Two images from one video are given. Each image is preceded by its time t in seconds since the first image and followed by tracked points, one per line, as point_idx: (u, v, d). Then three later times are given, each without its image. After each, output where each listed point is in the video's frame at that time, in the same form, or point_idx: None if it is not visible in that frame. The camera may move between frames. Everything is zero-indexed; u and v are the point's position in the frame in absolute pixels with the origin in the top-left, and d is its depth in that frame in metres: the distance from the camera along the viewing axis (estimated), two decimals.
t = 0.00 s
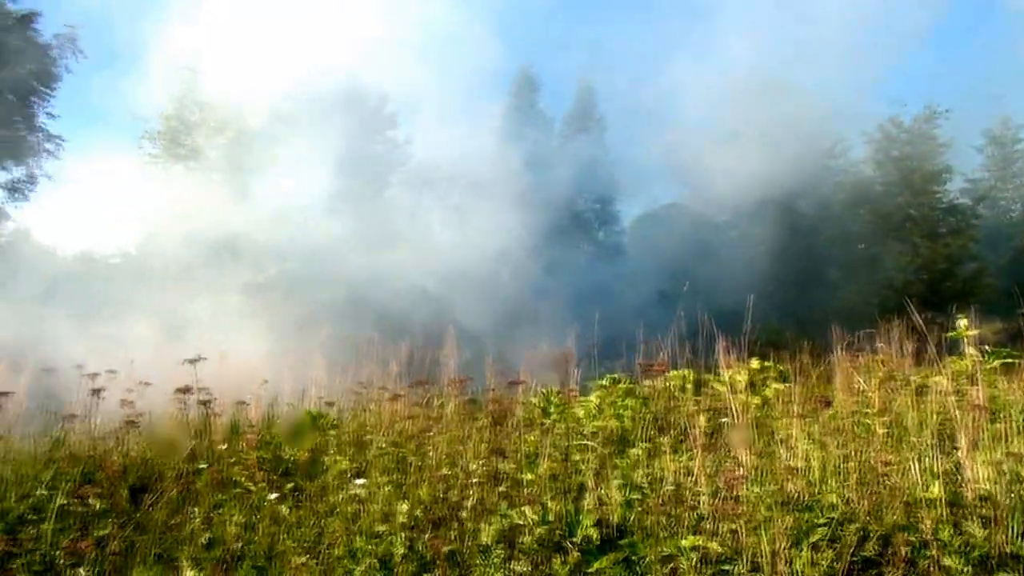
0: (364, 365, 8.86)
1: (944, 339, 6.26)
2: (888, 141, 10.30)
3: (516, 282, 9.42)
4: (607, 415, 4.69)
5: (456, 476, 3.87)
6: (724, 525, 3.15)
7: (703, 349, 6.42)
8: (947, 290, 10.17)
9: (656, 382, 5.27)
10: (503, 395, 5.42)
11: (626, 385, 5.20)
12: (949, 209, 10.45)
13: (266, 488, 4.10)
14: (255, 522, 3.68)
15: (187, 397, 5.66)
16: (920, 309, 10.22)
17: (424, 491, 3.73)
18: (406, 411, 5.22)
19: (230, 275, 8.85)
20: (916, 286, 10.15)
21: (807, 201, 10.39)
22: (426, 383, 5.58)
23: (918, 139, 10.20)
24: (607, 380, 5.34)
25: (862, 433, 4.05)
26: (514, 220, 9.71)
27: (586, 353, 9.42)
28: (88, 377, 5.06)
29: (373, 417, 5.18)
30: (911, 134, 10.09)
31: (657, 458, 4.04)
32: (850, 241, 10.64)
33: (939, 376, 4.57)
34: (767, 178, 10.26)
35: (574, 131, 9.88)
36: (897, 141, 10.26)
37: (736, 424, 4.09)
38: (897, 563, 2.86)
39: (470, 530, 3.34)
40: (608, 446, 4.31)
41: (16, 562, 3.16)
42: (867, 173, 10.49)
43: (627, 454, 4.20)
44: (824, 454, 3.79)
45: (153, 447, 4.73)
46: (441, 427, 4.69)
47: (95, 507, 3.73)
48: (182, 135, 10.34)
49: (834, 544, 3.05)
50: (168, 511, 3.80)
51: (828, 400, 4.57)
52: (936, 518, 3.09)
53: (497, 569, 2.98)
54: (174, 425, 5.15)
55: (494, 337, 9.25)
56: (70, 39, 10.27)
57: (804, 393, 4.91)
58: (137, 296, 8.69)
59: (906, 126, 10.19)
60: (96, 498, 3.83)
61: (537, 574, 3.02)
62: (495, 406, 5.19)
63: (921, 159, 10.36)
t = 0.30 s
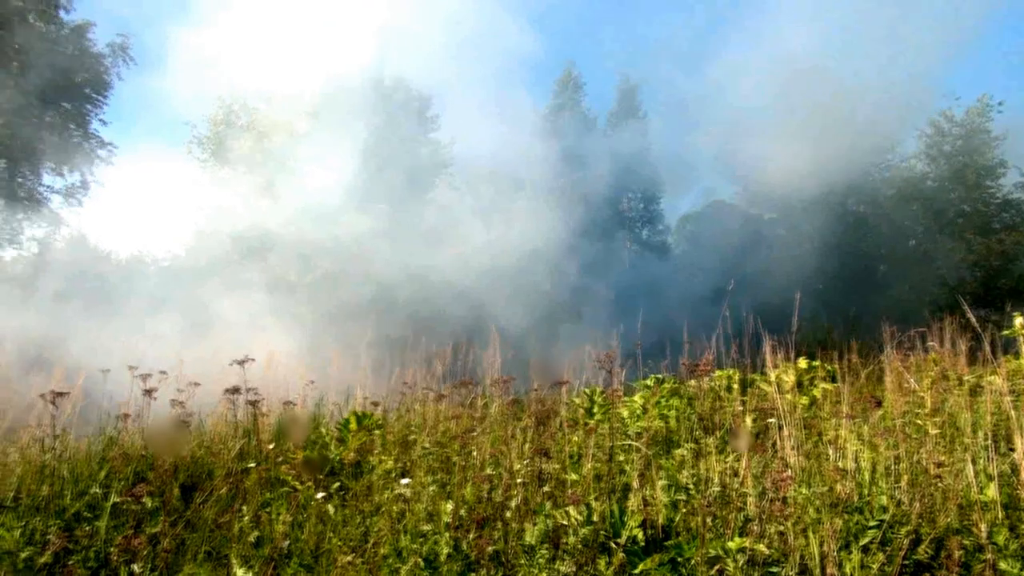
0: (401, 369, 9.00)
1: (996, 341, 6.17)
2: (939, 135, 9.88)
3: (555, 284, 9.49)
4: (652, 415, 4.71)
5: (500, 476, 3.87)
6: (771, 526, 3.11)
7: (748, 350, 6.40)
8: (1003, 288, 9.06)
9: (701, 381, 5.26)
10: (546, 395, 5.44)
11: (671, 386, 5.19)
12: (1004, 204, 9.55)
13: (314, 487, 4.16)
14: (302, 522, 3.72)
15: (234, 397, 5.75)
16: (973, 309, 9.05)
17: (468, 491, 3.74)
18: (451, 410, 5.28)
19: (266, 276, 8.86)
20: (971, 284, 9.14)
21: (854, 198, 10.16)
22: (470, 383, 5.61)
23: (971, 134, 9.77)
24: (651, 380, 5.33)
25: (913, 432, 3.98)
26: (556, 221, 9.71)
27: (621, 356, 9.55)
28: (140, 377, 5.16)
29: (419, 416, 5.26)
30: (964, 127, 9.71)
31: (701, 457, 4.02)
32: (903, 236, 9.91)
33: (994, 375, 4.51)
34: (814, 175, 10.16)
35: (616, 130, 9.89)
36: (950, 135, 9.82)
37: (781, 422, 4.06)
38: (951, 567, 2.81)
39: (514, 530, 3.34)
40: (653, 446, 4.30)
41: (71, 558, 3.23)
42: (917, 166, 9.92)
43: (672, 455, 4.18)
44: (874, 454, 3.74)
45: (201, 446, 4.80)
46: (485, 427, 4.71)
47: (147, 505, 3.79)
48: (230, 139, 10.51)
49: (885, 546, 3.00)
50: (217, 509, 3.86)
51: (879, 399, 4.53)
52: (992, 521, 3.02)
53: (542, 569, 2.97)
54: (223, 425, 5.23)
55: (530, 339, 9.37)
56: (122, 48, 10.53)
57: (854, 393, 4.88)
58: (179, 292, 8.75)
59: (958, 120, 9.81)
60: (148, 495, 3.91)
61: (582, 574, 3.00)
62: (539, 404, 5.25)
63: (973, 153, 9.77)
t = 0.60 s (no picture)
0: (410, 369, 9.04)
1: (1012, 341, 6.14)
2: (954, 133, 9.75)
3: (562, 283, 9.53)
4: (663, 415, 4.71)
5: (510, 476, 3.87)
6: (782, 527, 3.09)
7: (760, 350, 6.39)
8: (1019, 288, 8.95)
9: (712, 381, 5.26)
10: (557, 395, 5.44)
11: (682, 386, 5.19)
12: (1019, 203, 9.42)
13: (325, 487, 4.17)
14: (313, 521, 3.73)
15: (245, 397, 5.77)
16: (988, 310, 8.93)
17: (479, 492, 3.74)
18: (462, 410, 5.30)
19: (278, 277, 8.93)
20: (986, 284, 9.01)
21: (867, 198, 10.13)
22: (481, 384, 5.63)
23: (987, 133, 9.66)
24: (662, 380, 5.33)
25: (926, 432, 3.97)
26: (567, 221, 9.72)
27: (632, 355, 9.58)
28: (153, 377, 5.19)
29: (430, 417, 5.28)
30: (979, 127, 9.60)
31: (713, 457, 4.01)
32: (919, 236, 9.73)
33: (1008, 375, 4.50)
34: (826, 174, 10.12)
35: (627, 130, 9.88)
36: (965, 133, 9.72)
37: (793, 421, 4.06)
38: (963, 568, 2.80)
39: (525, 530, 3.34)
40: (664, 447, 4.30)
41: (84, 557, 3.25)
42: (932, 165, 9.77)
43: (683, 456, 4.18)
44: (887, 455, 3.73)
45: (214, 446, 4.84)
46: (495, 427, 4.72)
47: (159, 505, 3.81)
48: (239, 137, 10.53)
49: (898, 547, 2.99)
50: (229, 509, 3.88)
51: (892, 399, 4.52)
52: (1005, 522, 3.01)
53: (552, 569, 2.97)
54: (234, 426, 5.25)
55: (539, 337, 9.42)
56: (137, 50, 10.62)
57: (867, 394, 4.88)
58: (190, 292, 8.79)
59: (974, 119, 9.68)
60: (160, 495, 3.92)
61: (592, 574, 3.00)
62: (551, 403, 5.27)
63: (988, 153, 9.66)
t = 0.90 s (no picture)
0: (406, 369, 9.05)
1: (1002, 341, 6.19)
2: (946, 134, 9.77)
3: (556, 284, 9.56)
4: (657, 414, 4.72)
5: (504, 476, 3.87)
6: (775, 527, 3.10)
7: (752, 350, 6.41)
8: (1010, 287, 8.95)
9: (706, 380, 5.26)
10: (551, 395, 5.45)
11: (675, 386, 5.21)
12: (1011, 204, 9.44)
13: (319, 487, 4.17)
14: (306, 522, 3.73)
15: (239, 398, 5.76)
16: (980, 309, 8.86)
17: (473, 492, 3.74)
18: (456, 411, 5.31)
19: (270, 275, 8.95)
20: (979, 283, 8.99)
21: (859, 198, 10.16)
22: (474, 383, 5.64)
23: (978, 134, 9.61)
24: (655, 381, 5.35)
25: (918, 432, 3.98)
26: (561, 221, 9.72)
27: (626, 355, 9.58)
28: (147, 377, 5.18)
29: (423, 417, 5.28)
30: (972, 128, 9.55)
31: (706, 457, 4.02)
32: (910, 235, 9.60)
33: (1000, 377, 4.53)
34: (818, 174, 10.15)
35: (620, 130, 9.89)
36: (957, 134, 9.72)
37: (786, 420, 4.07)
38: (955, 567, 2.81)
39: (518, 530, 3.33)
40: (657, 447, 4.31)
41: (76, 558, 3.24)
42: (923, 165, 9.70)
43: (676, 456, 4.19)
44: (879, 454, 3.73)
45: (209, 446, 4.84)
46: (489, 427, 4.72)
47: (152, 505, 3.79)
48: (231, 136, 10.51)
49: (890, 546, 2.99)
50: (221, 510, 3.87)
51: (883, 398, 4.52)
52: (997, 522, 3.02)
53: (545, 569, 2.97)
54: (227, 426, 5.26)
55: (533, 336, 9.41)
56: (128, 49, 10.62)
57: (859, 394, 4.89)
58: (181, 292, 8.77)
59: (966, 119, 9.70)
60: (152, 495, 3.91)
61: (585, 574, 2.99)
62: (544, 403, 5.27)
63: (979, 153, 9.56)
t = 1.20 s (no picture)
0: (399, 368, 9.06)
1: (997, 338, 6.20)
2: (940, 133, 9.75)
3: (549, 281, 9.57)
4: (654, 413, 4.72)
5: (499, 475, 3.87)
6: (771, 525, 3.10)
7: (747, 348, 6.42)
8: (1004, 285, 9.02)
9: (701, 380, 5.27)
10: (546, 393, 5.46)
11: (670, 385, 5.21)
12: (1005, 202, 9.46)
13: (314, 486, 4.16)
14: (301, 521, 3.72)
15: (233, 398, 5.75)
16: (973, 306, 9.06)
17: (469, 491, 3.74)
18: (452, 410, 5.31)
19: (264, 276, 8.92)
20: (974, 282, 9.06)
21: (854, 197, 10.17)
22: (469, 383, 5.64)
23: (972, 132, 9.58)
24: (650, 379, 5.35)
25: (914, 430, 3.98)
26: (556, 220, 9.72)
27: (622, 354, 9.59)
28: (141, 378, 5.16)
29: (418, 416, 5.28)
30: (965, 127, 9.51)
31: (703, 456, 4.02)
32: (905, 233, 9.62)
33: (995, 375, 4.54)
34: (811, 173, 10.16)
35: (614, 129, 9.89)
36: (951, 133, 9.71)
37: (782, 418, 4.07)
38: (951, 565, 2.81)
39: (514, 529, 3.33)
40: (653, 445, 4.31)
41: (71, 559, 3.23)
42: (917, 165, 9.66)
43: (671, 454, 4.19)
44: (875, 452, 3.74)
45: (204, 447, 4.83)
46: (484, 426, 4.71)
47: (147, 505, 3.79)
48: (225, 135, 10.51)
49: (886, 544, 3.00)
50: (217, 510, 3.86)
51: (879, 397, 4.53)
52: (992, 519, 3.03)
53: (541, 569, 2.97)
54: (222, 426, 5.23)
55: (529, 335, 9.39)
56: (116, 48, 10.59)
57: (854, 393, 4.91)
58: (175, 292, 8.75)
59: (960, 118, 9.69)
60: (148, 496, 3.91)
61: (581, 573, 2.99)
62: (540, 402, 5.27)
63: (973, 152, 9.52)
